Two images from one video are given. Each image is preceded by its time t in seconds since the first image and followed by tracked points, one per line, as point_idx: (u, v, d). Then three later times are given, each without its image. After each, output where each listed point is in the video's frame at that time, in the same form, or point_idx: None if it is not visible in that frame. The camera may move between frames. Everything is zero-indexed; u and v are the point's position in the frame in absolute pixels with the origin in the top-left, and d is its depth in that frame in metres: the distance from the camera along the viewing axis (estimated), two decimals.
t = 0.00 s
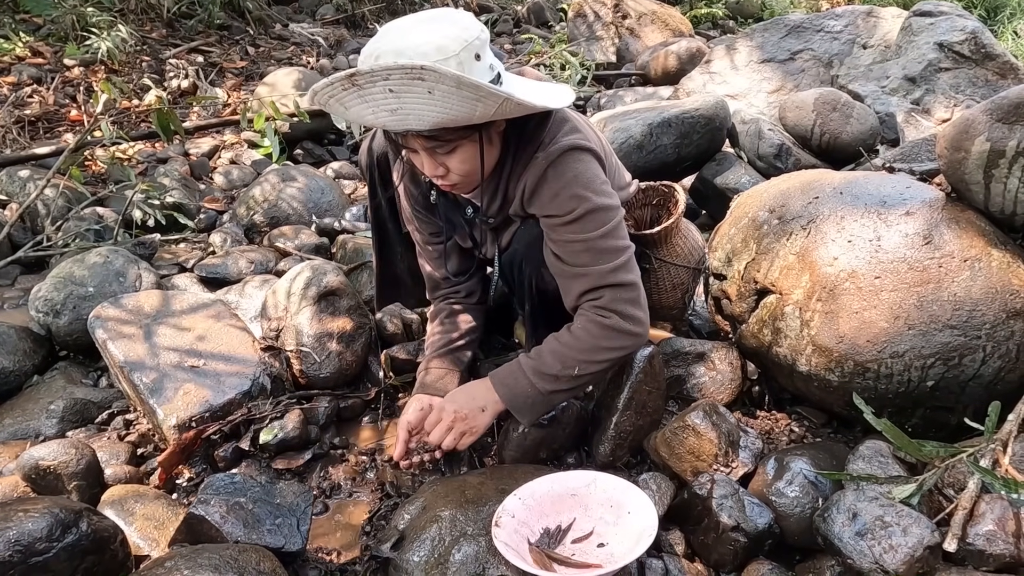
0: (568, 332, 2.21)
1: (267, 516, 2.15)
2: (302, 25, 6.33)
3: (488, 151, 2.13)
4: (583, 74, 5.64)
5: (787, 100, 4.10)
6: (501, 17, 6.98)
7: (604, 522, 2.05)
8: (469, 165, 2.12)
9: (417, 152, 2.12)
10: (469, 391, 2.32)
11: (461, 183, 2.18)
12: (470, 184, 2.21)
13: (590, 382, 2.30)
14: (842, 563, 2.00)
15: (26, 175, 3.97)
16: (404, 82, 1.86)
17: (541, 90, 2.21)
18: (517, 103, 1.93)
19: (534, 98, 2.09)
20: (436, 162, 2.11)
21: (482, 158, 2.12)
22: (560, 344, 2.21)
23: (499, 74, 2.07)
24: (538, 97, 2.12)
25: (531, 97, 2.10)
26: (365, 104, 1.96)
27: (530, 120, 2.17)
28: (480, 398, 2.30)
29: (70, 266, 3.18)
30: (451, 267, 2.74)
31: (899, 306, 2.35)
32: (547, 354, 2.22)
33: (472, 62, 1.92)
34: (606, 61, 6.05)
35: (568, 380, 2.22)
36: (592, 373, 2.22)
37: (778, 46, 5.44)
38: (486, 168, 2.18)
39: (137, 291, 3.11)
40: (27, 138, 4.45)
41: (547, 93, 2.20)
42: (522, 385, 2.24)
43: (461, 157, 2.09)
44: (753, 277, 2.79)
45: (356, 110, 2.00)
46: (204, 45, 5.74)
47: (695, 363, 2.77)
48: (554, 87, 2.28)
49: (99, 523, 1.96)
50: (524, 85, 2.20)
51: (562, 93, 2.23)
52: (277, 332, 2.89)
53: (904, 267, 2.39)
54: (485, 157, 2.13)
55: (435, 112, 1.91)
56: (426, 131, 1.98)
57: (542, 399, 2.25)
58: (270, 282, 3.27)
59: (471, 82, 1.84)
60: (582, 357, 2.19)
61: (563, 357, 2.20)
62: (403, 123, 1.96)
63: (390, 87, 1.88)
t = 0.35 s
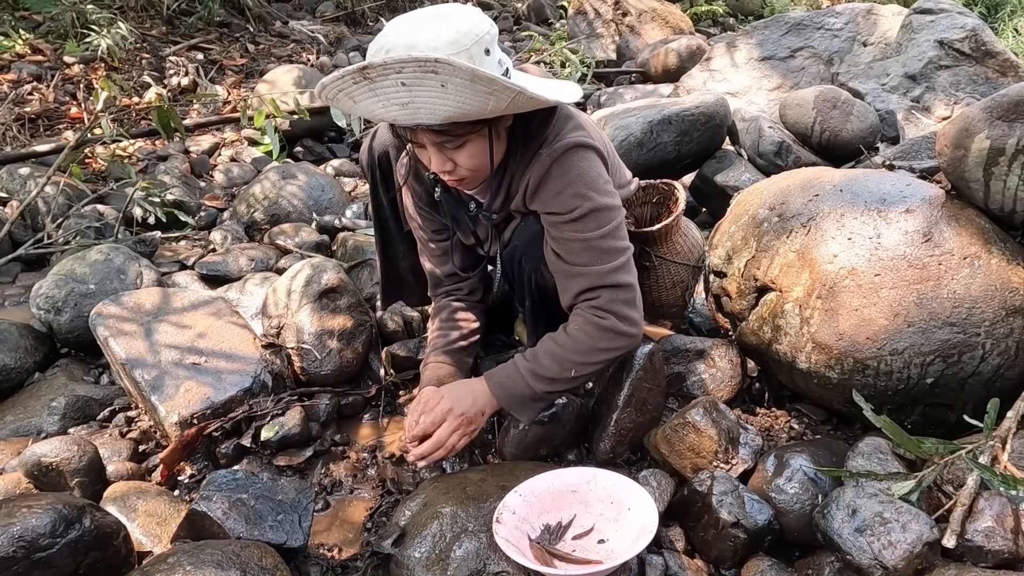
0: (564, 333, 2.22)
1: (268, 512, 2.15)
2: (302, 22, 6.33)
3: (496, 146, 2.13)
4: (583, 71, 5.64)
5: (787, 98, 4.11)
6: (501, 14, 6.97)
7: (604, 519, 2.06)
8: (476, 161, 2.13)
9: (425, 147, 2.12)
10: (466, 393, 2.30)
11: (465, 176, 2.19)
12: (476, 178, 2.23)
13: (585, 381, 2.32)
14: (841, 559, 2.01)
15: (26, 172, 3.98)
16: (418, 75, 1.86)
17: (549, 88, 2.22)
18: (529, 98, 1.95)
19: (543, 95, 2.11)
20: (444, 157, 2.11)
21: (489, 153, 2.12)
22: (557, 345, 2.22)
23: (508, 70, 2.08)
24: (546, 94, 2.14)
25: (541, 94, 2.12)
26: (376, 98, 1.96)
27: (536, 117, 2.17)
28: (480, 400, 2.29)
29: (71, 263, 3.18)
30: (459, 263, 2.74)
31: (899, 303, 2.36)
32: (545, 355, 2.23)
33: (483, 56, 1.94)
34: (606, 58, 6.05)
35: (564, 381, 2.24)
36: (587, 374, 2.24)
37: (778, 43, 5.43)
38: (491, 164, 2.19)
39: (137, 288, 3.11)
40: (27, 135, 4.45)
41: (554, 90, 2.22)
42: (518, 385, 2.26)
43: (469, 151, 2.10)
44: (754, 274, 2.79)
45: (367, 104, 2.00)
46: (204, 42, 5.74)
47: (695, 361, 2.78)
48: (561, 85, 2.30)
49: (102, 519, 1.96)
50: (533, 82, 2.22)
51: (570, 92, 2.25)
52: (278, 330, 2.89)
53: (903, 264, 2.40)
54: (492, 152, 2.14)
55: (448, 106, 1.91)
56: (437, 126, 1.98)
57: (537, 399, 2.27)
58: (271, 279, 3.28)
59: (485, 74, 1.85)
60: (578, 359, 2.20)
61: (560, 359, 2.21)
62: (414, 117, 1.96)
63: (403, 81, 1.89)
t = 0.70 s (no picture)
0: (565, 335, 2.21)
1: (271, 510, 2.16)
2: (302, 20, 6.32)
3: (492, 152, 2.14)
4: (583, 69, 5.64)
5: (788, 95, 4.10)
6: (502, 12, 6.96)
7: (606, 516, 2.06)
8: (471, 166, 2.13)
9: (421, 149, 2.13)
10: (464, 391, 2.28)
11: (462, 181, 2.20)
12: (474, 182, 2.24)
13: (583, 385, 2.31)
14: (844, 556, 2.02)
15: (27, 170, 3.98)
16: (409, 88, 1.86)
17: (552, 93, 2.21)
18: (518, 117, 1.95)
19: (539, 107, 2.10)
20: (439, 162, 2.12)
21: (485, 159, 2.13)
22: (556, 348, 2.21)
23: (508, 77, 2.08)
24: (545, 104, 2.13)
25: (539, 104, 2.11)
26: (369, 103, 1.97)
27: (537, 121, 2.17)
28: (475, 401, 2.27)
29: (73, 261, 3.18)
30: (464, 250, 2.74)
31: (901, 301, 2.36)
32: (545, 357, 2.22)
33: (478, 68, 1.93)
34: (606, 56, 6.05)
35: (563, 384, 2.23)
36: (586, 378, 2.22)
37: (780, 40, 5.43)
38: (490, 167, 2.19)
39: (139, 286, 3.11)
40: (28, 133, 4.45)
41: (557, 95, 2.21)
42: (518, 389, 2.25)
43: (464, 158, 2.11)
44: (755, 272, 2.80)
45: (361, 107, 2.00)
46: (204, 40, 5.73)
47: (696, 358, 2.78)
48: (565, 88, 2.29)
49: (106, 516, 1.97)
50: (537, 88, 2.21)
51: (573, 97, 2.25)
52: (279, 327, 2.89)
53: (906, 261, 2.40)
54: (489, 158, 2.14)
55: (438, 119, 1.91)
56: (428, 134, 1.99)
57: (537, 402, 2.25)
58: (272, 277, 3.28)
59: (475, 93, 1.85)
60: (578, 362, 2.19)
61: (560, 361, 2.20)
62: (407, 124, 1.96)
63: (394, 91, 1.88)
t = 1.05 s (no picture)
0: (503, 356, 2.30)
1: (271, 509, 2.16)
2: (302, 19, 6.32)
3: (470, 151, 2.20)
4: (584, 68, 5.64)
5: (789, 95, 4.10)
6: (503, 11, 6.96)
7: (606, 515, 2.06)
8: (452, 165, 2.21)
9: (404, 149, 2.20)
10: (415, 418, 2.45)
11: (446, 179, 2.28)
12: (458, 181, 2.31)
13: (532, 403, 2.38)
14: (843, 556, 2.02)
15: (27, 169, 3.98)
16: (380, 95, 1.90)
17: (532, 92, 2.23)
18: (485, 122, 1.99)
19: (515, 108, 2.14)
20: (421, 160, 2.19)
21: (463, 158, 2.19)
22: (494, 369, 2.30)
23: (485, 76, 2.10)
24: (521, 104, 2.16)
25: (515, 105, 2.15)
26: (345, 109, 2.00)
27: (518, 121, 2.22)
28: (427, 429, 2.42)
29: (72, 260, 3.18)
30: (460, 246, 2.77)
31: (901, 300, 2.36)
32: (483, 380, 2.30)
33: (451, 71, 1.96)
34: (607, 55, 6.05)
35: (505, 405, 2.31)
36: (528, 396, 2.30)
37: (780, 39, 5.42)
38: (472, 166, 2.26)
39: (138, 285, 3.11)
40: (28, 132, 4.45)
41: (537, 93, 2.24)
42: (461, 414, 2.34)
43: (443, 157, 2.17)
44: (755, 271, 2.80)
45: (338, 113, 2.04)
46: (205, 38, 5.73)
47: (696, 358, 2.78)
48: (546, 83, 2.31)
49: (105, 514, 1.97)
50: (518, 86, 2.23)
51: (554, 93, 2.27)
52: (279, 326, 2.89)
53: (905, 260, 2.40)
54: (467, 156, 2.20)
55: (410, 124, 1.96)
56: (404, 138, 2.04)
57: (482, 423, 2.34)
58: (272, 276, 3.28)
59: (443, 100, 1.89)
60: (514, 381, 2.27)
61: (496, 382, 2.29)
62: (382, 129, 2.00)
63: (367, 99, 1.92)
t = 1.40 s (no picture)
0: (493, 360, 2.36)
1: (271, 511, 2.15)
2: (303, 20, 6.32)
3: (459, 160, 2.24)
4: (585, 70, 5.63)
5: (790, 96, 4.09)
6: (504, 13, 6.96)
7: (607, 517, 2.06)
8: (443, 174, 2.24)
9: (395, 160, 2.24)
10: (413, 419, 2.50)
11: (439, 189, 2.32)
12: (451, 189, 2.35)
13: (525, 407, 2.41)
14: (845, 559, 2.01)
15: (28, 170, 3.98)
16: (363, 113, 1.94)
17: (517, 97, 2.27)
18: (469, 134, 2.03)
19: (500, 116, 2.17)
20: (412, 171, 2.23)
21: (453, 167, 2.23)
22: (484, 372, 2.36)
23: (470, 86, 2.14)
24: (507, 111, 2.20)
25: (501, 112, 2.18)
26: (331, 126, 2.04)
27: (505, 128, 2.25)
28: (424, 428, 2.47)
29: (73, 261, 3.18)
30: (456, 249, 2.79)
31: (903, 302, 2.35)
32: (472, 384, 2.36)
33: (434, 83, 2.01)
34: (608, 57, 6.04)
35: (494, 409, 2.35)
36: (515, 399, 2.34)
37: (781, 41, 5.43)
38: (461, 175, 2.28)
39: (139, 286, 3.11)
40: (29, 133, 4.45)
41: (522, 99, 2.27)
42: (453, 417, 2.40)
43: (433, 167, 2.21)
44: (757, 273, 2.80)
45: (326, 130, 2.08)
46: (205, 40, 5.73)
47: (697, 360, 2.77)
48: (531, 86, 2.33)
49: (105, 516, 1.96)
50: (504, 93, 2.27)
51: (539, 97, 2.30)
52: (280, 328, 2.88)
53: (906, 263, 2.40)
54: (457, 166, 2.25)
55: (394, 137, 2.00)
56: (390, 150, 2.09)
57: (475, 426, 2.39)
58: (272, 278, 3.28)
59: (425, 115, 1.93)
60: (501, 384, 2.32)
61: (485, 386, 2.34)
62: (368, 143, 2.05)
63: (352, 116, 1.97)
